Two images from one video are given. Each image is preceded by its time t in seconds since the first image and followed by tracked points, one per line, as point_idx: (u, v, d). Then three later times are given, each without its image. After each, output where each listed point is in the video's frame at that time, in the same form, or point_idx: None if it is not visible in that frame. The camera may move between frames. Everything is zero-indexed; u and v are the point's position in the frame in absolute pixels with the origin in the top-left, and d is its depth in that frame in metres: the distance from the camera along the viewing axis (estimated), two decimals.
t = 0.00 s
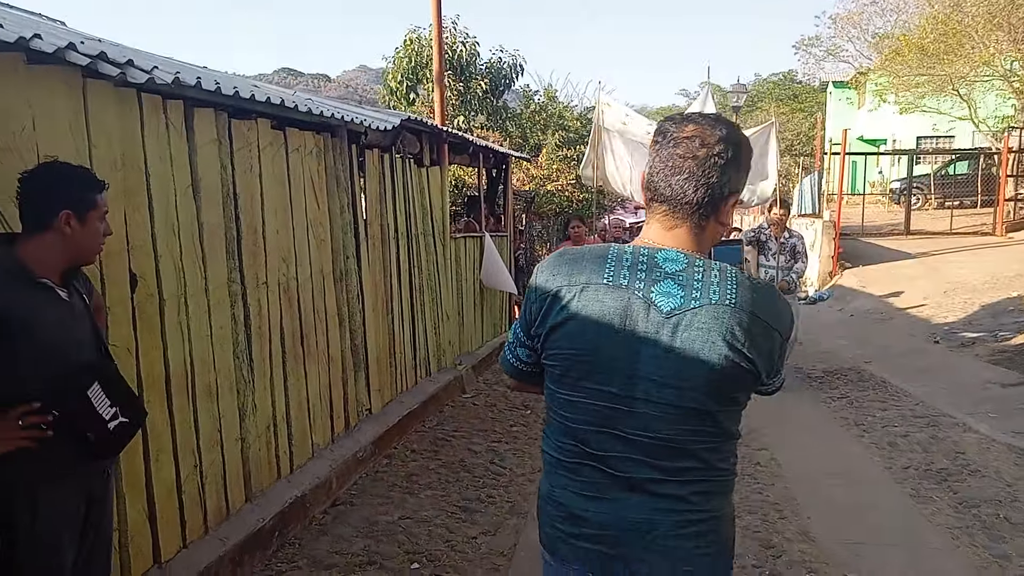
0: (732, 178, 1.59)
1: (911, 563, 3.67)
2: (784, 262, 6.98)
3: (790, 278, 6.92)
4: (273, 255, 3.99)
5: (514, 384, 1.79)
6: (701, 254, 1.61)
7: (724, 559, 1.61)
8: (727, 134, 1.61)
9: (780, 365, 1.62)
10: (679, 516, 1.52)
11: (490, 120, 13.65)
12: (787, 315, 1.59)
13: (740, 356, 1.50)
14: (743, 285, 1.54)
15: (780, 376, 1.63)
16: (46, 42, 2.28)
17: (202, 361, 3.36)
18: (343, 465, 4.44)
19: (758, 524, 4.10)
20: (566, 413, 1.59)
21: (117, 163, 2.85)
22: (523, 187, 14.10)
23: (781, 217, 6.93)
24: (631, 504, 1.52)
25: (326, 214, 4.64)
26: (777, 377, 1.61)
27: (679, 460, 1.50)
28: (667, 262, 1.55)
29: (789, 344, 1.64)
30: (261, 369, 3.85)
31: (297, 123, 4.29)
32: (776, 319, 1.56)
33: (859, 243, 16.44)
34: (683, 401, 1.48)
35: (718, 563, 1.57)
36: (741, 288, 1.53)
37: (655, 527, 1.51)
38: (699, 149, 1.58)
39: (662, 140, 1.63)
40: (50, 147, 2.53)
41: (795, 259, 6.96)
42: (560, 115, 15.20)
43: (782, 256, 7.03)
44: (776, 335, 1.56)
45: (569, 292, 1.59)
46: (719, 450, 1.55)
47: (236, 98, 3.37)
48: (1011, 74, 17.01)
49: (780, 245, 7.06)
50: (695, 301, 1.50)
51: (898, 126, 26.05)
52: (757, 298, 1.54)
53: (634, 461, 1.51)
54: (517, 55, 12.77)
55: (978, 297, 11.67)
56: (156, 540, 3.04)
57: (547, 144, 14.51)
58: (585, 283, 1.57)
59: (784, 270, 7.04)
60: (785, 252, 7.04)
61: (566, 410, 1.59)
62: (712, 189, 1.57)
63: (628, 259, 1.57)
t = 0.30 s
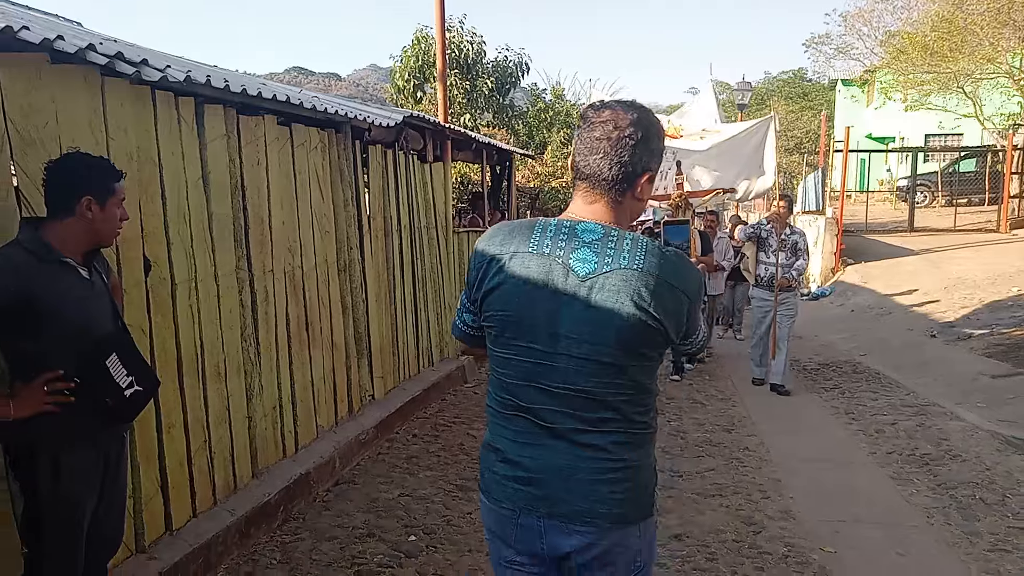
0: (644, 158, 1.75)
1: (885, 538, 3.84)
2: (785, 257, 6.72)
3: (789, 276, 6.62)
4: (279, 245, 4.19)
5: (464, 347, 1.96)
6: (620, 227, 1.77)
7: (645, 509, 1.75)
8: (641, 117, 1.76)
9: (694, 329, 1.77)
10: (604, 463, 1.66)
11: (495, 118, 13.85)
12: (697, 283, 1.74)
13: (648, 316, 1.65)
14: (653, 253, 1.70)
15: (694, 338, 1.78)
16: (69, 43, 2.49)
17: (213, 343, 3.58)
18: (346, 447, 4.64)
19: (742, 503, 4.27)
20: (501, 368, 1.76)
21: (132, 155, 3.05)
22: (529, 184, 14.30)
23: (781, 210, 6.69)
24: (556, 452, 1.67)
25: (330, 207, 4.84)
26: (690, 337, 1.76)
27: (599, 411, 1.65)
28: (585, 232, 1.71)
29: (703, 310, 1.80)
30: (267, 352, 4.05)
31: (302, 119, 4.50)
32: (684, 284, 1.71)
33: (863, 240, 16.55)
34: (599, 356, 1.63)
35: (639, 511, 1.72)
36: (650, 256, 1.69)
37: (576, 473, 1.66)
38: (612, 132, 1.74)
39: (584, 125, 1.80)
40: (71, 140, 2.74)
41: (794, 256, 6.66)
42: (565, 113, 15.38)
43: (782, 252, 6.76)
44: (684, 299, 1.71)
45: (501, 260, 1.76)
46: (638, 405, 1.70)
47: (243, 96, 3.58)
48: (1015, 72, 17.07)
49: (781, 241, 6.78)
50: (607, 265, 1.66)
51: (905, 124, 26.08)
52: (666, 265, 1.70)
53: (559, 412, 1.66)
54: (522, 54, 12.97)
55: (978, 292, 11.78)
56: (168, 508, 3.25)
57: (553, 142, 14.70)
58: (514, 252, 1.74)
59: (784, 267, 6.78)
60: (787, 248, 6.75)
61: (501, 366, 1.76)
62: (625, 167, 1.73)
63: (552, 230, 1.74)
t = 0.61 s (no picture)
0: (583, 175, 1.92)
1: (862, 531, 4.01)
2: (785, 260, 6.73)
3: (789, 278, 6.63)
4: (284, 249, 4.39)
5: (425, 346, 2.13)
6: (563, 237, 1.94)
7: (587, 496, 1.93)
8: (580, 137, 1.94)
9: (628, 328, 1.95)
10: (547, 454, 1.84)
11: (499, 121, 14.01)
12: (631, 286, 1.92)
13: (584, 317, 1.83)
14: (591, 261, 1.87)
15: (631, 336, 1.99)
16: (87, 62, 2.69)
17: (220, 342, 3.76)
18: (348, 443, 4.83)
19: (727, 498, 4.45)
20: (456, 365, 1.94)
21: (146, 166, 3.25)
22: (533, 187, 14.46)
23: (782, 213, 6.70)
24: (504, 443, 1.85)
25: (333, 212, 5.04)
26: (624, 336, 1.95)
27: (542, 406, 1.83)
28: (529, 242, 1.89)
29: (638, 312, 1.98)
30: (272, 350, 4.24)
31: (307, 128, 4.69)
32: (619, 288, 1.88)
33: (865, 243, 16.67)
34: (540, 354, 1.80)
35: (581, 498, 1.90)
36: (588, 263, 1.86)
37: (520, 463, 1.84)
38: (554, 151, 1.91)
39: (529, 145, 1.98)
40: (90, 151, 2.94)
41: (794, 258, 6.66)
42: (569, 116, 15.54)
43: (782, 254, 6.77)
44: (618, 302, 1.88)
45: (453, 267, 1.93)
46: (579, 400, 1.88)
47: (249, 107, 3.77)
48: (1017, 76, 17.15)
49: (780, 244, 6.78)
50: (547, 272, 1.82)
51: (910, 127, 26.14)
52: (602, 271, 1.87)
53: (506, 407, 1.85)
54: (526, 59, 13.14)
55: (976, 296, 11.91)
56: (178, 498, 3.45)
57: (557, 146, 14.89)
58: (464, 259, 1.91)
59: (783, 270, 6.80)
60: (786, 251, 6.75)
61: (455, 363, 1.94)
62: (565, 183, 1.90)
63: (499, 239, 1.91)
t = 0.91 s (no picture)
0: (551, 187, 2.13)
1: (847, 521, 4.20)
2: (781, 267, 6.65)
3: (785, 285, 6.56)
4: (295, 251, 4.60)
5: (412, 341, 2.33)
6: (534, 242, 2.14)
7: (558, 476, 2.14)
8: (550, 152, 2.14)
9: (595, 325, 2.12)
10: (520, 440, 2.05)
11: (503, 125, 14.23)
12: (595, 286, 2.09)
13: (550, 314, 2.01)
14: (557, 263, 2.04)
15: (597, 333, 2.14)
16: (117, 77, 2.89)
17: (235, 339, 3.97)
18: (355, 437, 5.04)
19: (718, 490, 4.64)
20: (436, 358, 2.14)
21: (168, 172, 3.46)
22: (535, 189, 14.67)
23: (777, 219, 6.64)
24: (481, 429, 2.06)
25: (341, 215, 5.24)
26: (593, 332, 2.12)
27: (514, 396, 2.03)
28: (501, 246, 2.07)
29: (605, 309, 2.15)
30: (284, 347, 4.45)
31: (316, 135, 4.90)
32: (583, 288, 2.06)
33: (864, 246, 16.85)
34: (510, 348, 2.00)
35: (553, 479, 2.10)
36: (554, 265, 2.03)
37: (495, 448, 2.05)
38: (525, 164, 2.11)
39: (504, 159, 2.18)
40: (116, 159, 3.14)
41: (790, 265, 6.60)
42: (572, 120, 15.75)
43: (779, 262, 6.69)
44: (583, 300, 2.06)
45: (435, 267, 2.12)
46: (548, 390, 2.08)
47: (263, 117, 3.97)
48: (1016, 81, 17.29)
49: (777, 251, 6.71)
50: (516, 274, 2.01)
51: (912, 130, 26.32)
52: (568, 273, 2.04)
53: (483, 397, 2.05)
54: (529, 64, 13.37)
55: (973, 298, 12.08)
56: (196, 485, 3.66)
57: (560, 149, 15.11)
58: (444, 260, 2.10)
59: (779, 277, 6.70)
60: (783, 258, 6.70)
61: (436, 355, 2.14)
62: (535, 194, 2.11)
63: (475, 243, 2.09)
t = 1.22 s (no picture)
0: (536, 199, 2.35)
1: (832, 513, 4.43)
2: (776, 269, 6.78)
3: (778, 287, 6.73)
4: (309, 255, 4.83)
5: (413, 339, 2.55)
6: (520, 249, 2.35)
7: (548, 461, 2.37)
8: (534, 167, 2.37)
9: (577, 323, 2.33)
10: (511, 429, 2.27)
11: (506, 131, 14.47)
12: (576, 288, 2.30)
13: (535, 315, 2.22)
14: (542, 267, 2.25)
15: (579, 330, 2.35)
16: (152, 94, 3.13)
17: (254, 338, 4.20)
18: (364, 432, 5.27)
19: (711, 484, 4.87)
20: (434, 354, 2.36)
21: (195, 182, 3.70)
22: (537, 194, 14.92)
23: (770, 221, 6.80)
24: (475, 420, 2.29)
25: (352, 221, 5.48)
26: (575, 330, 2.33)
27: (505, 389, 2.25)
28: (491, 252, 2.28)
29: (586, 309, 2.36)
30: (298, 347, 4.68)
31: (329, 144, 5.13)
32: (565, 290, 2.26)
33: (861, 251, 17.09)
34: (499, 345, 2.22)
35: (543, 464, 2.33)
36: (539, 269, 2.24)
37: (488, 437, 2.28)
38: (512, 179, 2.34)
39: (493, 174, 2.40)
40: (149, 170, 3.38)
41: (783, 267, 6.74)
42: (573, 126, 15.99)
43: (773, 264, 6.85)
44: (565, 302, 2.27)
45: (431, 271, 2.34)
46: (535, 384, 2.30)
47: (281, 128, 4.21)
48: (1012, 89, 17.51)
49: (771, 253, 6.88)
50: (504, 277, 2.21)
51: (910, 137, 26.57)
52: (551, 276, 2.25)
53: (476, 391, 2.27)
54: (531, 71, 13.62)
55: (966, 303, 12.30)
56: (217, 475, 3.89)
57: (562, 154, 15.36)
58: (439, 265, 2.32)
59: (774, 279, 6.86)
60: (777, 260, 6.84)
61: (433, 352, 2.36)
62: (520, 206, 2.33)
63: (467, 249, 2.30)
